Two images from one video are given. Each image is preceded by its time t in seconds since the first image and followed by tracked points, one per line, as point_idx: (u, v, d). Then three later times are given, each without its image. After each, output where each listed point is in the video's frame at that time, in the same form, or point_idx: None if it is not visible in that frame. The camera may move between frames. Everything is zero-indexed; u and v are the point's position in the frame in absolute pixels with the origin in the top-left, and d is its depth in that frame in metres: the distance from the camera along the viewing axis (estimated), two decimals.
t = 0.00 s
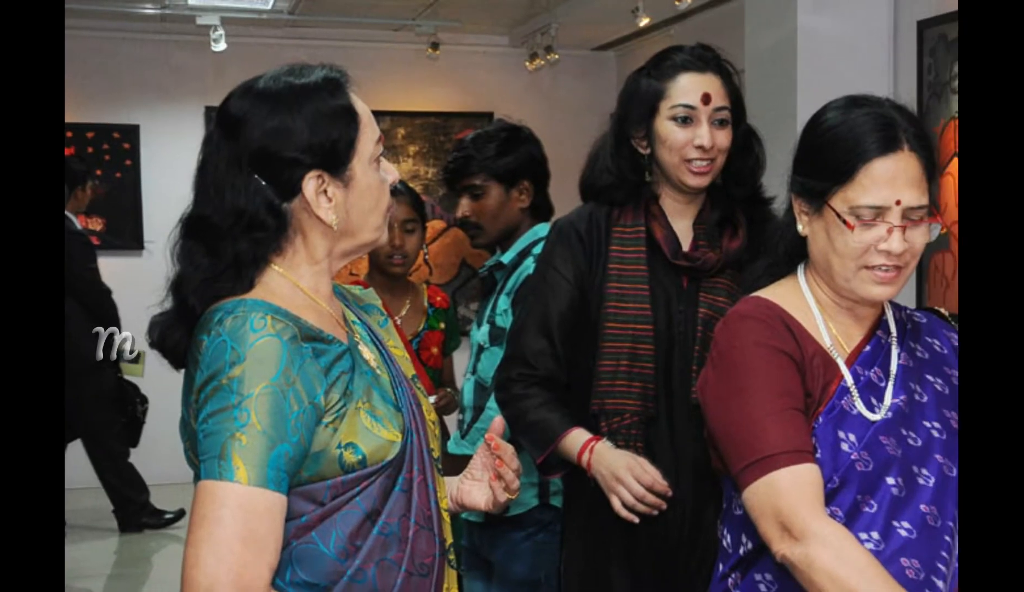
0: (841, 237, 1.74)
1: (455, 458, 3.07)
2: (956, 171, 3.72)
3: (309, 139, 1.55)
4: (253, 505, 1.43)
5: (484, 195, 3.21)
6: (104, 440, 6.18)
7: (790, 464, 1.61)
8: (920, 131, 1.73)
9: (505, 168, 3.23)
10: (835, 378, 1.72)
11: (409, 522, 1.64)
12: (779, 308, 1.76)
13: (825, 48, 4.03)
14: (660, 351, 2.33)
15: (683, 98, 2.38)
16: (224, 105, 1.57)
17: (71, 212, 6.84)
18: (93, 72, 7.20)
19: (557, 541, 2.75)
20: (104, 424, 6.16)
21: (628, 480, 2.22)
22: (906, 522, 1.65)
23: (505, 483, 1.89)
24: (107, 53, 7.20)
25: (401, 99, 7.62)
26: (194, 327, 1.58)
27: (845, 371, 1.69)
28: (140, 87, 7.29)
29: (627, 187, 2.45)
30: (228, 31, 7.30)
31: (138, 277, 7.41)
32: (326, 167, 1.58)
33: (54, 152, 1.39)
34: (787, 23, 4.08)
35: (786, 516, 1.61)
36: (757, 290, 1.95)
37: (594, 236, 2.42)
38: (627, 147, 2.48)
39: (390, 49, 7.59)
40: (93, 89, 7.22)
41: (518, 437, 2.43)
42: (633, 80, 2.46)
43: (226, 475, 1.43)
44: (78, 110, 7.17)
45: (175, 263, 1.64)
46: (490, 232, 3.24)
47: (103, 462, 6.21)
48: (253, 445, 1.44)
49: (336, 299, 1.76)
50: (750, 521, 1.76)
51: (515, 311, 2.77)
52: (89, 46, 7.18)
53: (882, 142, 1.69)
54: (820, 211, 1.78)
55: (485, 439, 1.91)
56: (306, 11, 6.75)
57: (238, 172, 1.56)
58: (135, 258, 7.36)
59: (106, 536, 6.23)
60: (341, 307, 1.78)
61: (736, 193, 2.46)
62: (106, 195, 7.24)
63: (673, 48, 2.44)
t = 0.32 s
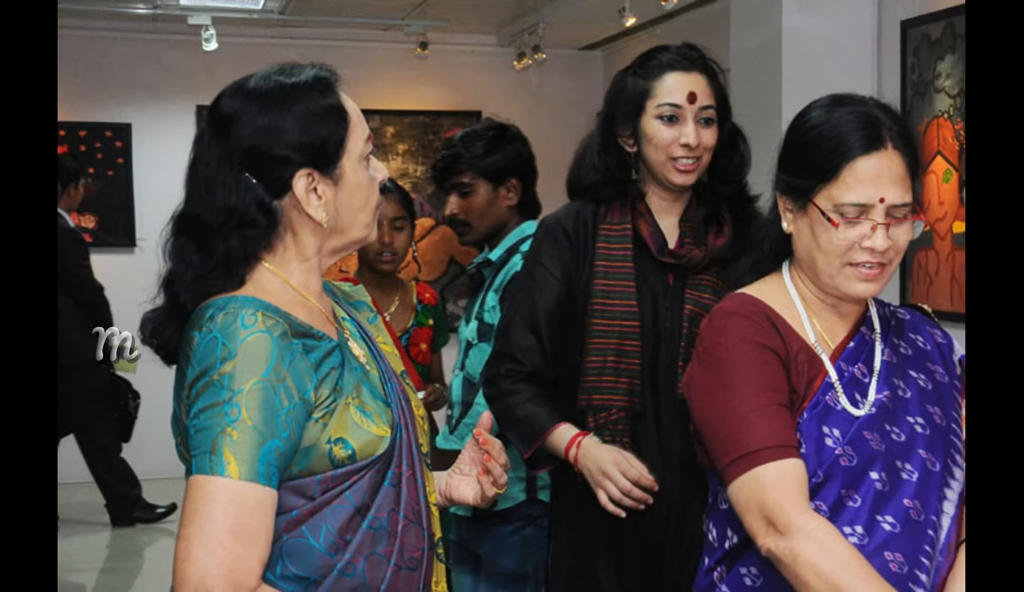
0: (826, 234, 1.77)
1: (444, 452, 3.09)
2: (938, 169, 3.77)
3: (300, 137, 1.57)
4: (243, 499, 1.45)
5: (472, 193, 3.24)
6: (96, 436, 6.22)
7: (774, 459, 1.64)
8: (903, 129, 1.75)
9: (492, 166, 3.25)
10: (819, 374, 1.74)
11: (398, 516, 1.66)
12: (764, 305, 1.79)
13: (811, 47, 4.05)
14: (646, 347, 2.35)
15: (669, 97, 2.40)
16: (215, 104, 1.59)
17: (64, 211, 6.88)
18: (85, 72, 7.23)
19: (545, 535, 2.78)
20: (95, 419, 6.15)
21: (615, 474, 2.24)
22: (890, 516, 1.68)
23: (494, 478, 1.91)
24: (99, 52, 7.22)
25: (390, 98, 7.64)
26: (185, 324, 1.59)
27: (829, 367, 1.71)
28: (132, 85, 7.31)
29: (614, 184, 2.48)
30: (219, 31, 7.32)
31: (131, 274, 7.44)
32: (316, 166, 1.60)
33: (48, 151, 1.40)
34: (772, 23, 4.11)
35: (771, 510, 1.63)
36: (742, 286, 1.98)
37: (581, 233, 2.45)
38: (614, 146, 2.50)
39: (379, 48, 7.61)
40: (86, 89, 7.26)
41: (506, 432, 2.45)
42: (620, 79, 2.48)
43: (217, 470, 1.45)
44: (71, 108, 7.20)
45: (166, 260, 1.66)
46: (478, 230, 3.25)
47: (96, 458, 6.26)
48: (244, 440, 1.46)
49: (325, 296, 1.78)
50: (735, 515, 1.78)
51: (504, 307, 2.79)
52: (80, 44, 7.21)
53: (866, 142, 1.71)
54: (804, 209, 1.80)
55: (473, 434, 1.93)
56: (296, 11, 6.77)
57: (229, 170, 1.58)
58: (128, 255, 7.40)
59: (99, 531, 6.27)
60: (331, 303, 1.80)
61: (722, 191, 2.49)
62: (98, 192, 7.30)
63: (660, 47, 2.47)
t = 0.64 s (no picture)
0: (810, 232, 1.80)
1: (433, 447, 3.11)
2: (921, 168, 3.81)
3: (290, 135, 1.59)
4: (235, 494, 1.47)
5: (461, 191, 3.26)
6: (89, 431, 6.30)
7: (760, 454, 1.66)
8: (886, 128, 1.78)
9: (481, 164, 3.28)
10: (803, 370, 1.77)
11: (387, 511, 1.68)
12: (750, 302, 1.81)
13: (796, 47, 4.08)
14: (633, 343, 2.38)
15: (656, 96, 2.43)
16: (206, 103, 1.61)
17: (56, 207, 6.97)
18: (77, 71, 7.42)
19: (532, 530, 2.81)
20: (89, 417, 6.26)
21: (602, 469, 2.26)
22: (874, 511, 1.70)
23: (482, 473, 1.94)
24: (92, 53, 7.40)
25: (378, 98, 7.81)
26: (177, 320, 1.61)
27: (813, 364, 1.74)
28: (125, 84, 7.51)
29: (601, 182, 2.50)
30: (210, 30, 7.51)
31: (122, 271, 7.64)
32: (306, 164, 1.62)
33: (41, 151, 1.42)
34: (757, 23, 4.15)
35: (756, 504, 1.66)
36: (728, 282, 2.01)
37: (568, 230, 2.47)
38: (601, 144, 2.52)
39: (368, 48, 7.77)
40: (78, 88, 7.45)
41: (493, 427, 2.47)
42: (607, 78, 2.50)
43: (209, 465, 1.47)
44: (64, 107, 7.40)
45: (158, 257, 1.67)
46: (467, 227, 3.27)
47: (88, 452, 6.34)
48: (235, 435, 1.48)
49: (316, 293, 1.80)
50: (720, 509, 1.81)
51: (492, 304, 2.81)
52: (73, 44, 7.38)
53: (851, 139, 1.74)
54: (789, 207, 1.83)
55: (462, 430, 1.96)
56: (287, 11, 6.85)
57: (220, 168, 1.59)
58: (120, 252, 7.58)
59: (91, 525, 6.36)
60: (321, 300, 1.82)
61: (707, 189, 2.52)
62: (90, 190, 7.49)
63: (646, 47, 2.49)
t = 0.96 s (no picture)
0: (795, 229, 1.82)
1: (422, 442, 3.14)
2: (906, 165, 3.84)
3: (281, 134, 1.61)
4: (226, 489, 1.49)
5: (450, 189, 3.28)
6: (82, 427, 6.41)
7: (745, 449, 1.69)
8: (870, 126, 1.81)
9: (469, 163, 3.29)
10: (788, 366, 1.80)
11: (377, 506, 1.70)
12: (735, 299, 1.84)
13: (782, 46, 4.11)
14: (620, 339, 2.40)
15: (642, 95, 2.45)
16: (197, 102, 1.63)
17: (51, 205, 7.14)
18: (71, 69, 7.55)
19: (520, 524, 2.83)
20: (82, 411, 6.40)
21: (589, 464, 2.28)
22: (858, 505, 1.73)
23: (470, 468, 1.96)
24: (84, 51, 7.56)
25: (370, 97, 7.94)
26: (169, 317, 1.63)
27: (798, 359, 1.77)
28: (117, 83, 7.63)
29: (588, 180, 2.52)
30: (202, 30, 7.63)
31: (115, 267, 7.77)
32: (297, 162, 1.63)
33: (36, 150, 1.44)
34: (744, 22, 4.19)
35: (741, 499, 1.68)
36: (714, 279, 2.04)
37: (556, 228, 2.49)
38: (588, 143, 2.55)
39: (360, 48, 7.93)
40: (71, 86, 7.56)
41: (482, 422, 2.50)
42: (594, 77, 2.53)
43: (200, 460, 1.48)
44: (58, 107, 7.52)
45: (150, 254, 1.69)
46: (456, 225, 3.29)
47: (82, 447, 6.45)
48: (226, 430, 1.50)
49: (306, 289, 1.81)
50: (706, 504, 1.83)
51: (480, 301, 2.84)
52: (66, 43, 7.54)
53: (835, 138, 1.77)
54: (774, 205, 1.85)
55: (451, 425, 1.97)
56: (277, 11, 6.92)
57: (212, 167, 1.61)
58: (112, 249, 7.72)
59: (85, 519, 6.47)
60: (311, 297, 1.84)
61: (694, 186, 2.54)
62: (84, 187, 7.57)
63: (633, 46, 2.52)
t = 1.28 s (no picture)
0: (781, 227, 1.85)
1: (411, 437, 3.16)
2: (890, 164, 3.88)
3: (272, 132, 1.63)
4: (217, 483, 1.50)
5: (439, 187, 3.29)
6: (76, 422, 6.46)
7: (731, 444, 1.71)
8: (855, 125, 1.84)
9: (458, 161, 3.31)
10: (773, 362, 1.82)
11: (367, 500, 1.72)
12: (721, 295, 1.86)
13: (767, 47, 4.15)
14: (607, 335, 2.42)
15: (629, 94, 2.48)
16: (189, 101, 1.64)
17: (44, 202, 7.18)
18: (64, 68, 7.60)
19: (509, 518, 2.86)
20: (75, 406, 6.40)
21: (576, 459, 2.31)
22: (843, 500, 1.76)
23: (459, 463, 1.98)
24: (78, 50, 7.62)
25: (361, 97, 7.99)
26: (161, 314, 1.65)
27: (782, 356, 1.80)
28: (110, 82, 7.68)
29: (576, 178, 2.55)
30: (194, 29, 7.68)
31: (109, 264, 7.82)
32: (287, 160, 1.65)
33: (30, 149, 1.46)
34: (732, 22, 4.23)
35: (726, 493, 1.70)
36: (700, 276, 2.06)
37: (544, 225, 2.51)
38: (575, 141, 2.58)
39: (351, 47, 7.99)
40: (64, 85, 7.62)
41: (471, 418, 2.52)
42: (581, 76, 2.55)
43: (191, 455, 1.50)
44: (52, 105, 7.59)
45: (142, 252, 1.71)
46: (445, 222, 3.31)
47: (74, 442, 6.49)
48: (217, 426, 1.51)
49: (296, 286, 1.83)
50: (692, 498, 1.86)
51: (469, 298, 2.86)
52: (59, 42, 7.59)
53: (819, 136, 1.79)
54: (759, 203, 1.88)
55: (439, 421, 2.00)
56: (268, 11, 6.95)
57: (203, 165, 1.63)
58: (104, 247, 7.77)
59: (78, 514, 6.51)
60: (302, 294, 1.86)
61: (680, 185, 2.57)
62: (77, 185, 7.64)
63: (620, 46, 2.54)
